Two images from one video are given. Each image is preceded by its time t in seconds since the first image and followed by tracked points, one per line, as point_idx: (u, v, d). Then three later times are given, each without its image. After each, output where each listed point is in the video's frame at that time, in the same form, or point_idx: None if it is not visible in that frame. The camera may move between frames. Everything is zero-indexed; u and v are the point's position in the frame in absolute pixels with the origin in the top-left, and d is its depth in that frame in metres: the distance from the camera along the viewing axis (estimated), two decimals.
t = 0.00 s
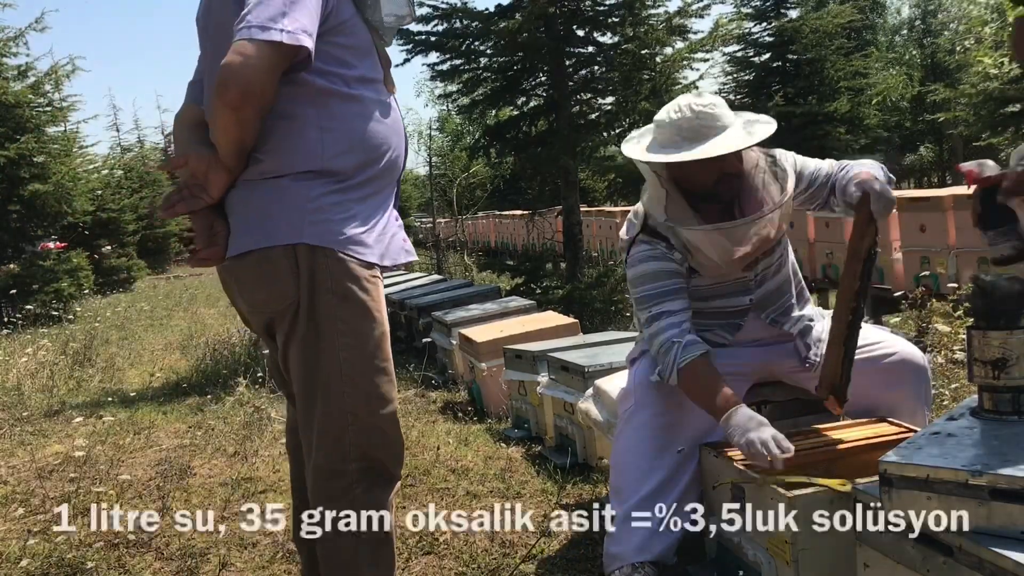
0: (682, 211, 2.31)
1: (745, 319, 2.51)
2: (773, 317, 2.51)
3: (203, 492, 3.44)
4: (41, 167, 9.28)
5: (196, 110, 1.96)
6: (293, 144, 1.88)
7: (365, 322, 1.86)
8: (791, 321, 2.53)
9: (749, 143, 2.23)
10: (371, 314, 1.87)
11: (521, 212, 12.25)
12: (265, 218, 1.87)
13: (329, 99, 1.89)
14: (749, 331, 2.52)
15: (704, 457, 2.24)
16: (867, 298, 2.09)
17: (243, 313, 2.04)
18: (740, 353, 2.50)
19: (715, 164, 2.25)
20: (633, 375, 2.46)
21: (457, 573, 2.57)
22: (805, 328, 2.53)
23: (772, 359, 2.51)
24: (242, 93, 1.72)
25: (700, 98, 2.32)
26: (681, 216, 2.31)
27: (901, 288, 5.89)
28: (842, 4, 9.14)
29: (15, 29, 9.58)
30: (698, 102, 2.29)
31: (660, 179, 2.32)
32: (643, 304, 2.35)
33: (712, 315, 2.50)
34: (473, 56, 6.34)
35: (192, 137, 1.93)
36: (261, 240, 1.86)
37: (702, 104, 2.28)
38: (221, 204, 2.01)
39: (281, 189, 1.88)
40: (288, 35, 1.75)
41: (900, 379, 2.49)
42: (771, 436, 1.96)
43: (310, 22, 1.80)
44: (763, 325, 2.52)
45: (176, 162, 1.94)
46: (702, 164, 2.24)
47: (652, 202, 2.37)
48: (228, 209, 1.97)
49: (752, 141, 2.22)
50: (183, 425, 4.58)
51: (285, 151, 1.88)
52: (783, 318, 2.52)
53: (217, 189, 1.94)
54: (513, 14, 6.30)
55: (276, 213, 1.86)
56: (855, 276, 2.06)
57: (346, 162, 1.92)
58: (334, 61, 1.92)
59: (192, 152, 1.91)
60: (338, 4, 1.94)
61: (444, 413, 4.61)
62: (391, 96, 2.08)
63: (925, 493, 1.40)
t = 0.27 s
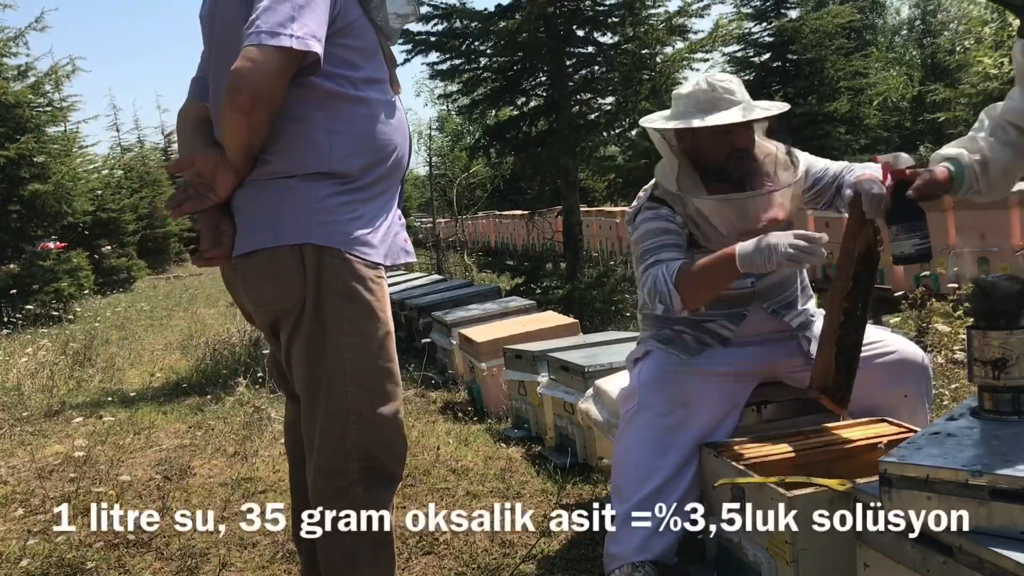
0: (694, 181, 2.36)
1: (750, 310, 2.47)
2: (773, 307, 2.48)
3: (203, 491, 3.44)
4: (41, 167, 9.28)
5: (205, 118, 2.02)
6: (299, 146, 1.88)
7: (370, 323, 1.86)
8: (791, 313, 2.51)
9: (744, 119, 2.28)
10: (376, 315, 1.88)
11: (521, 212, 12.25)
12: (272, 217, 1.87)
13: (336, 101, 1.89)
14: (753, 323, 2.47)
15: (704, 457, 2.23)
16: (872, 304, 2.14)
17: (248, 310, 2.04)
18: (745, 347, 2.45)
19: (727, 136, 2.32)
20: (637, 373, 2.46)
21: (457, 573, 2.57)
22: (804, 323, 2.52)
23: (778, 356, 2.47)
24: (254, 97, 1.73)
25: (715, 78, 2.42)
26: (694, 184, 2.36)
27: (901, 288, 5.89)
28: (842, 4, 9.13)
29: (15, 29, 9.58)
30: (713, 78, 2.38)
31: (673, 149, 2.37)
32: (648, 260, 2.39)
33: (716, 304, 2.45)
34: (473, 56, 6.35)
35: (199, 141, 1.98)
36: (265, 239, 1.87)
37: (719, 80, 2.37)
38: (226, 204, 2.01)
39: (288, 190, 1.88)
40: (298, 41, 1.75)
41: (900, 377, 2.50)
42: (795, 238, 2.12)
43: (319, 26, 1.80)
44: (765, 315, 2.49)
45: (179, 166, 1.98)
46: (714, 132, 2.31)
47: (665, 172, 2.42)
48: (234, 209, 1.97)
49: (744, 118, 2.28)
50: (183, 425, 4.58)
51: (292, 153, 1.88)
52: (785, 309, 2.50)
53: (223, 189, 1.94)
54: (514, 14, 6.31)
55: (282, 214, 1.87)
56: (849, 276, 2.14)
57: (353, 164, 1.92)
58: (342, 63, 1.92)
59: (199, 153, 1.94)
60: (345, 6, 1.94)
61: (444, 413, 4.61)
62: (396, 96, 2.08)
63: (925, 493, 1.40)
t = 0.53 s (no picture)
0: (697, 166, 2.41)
1: (751, 302, 2.51)
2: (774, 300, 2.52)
3: (203, 492, 3.44)
4: (41, 167, 9.28)
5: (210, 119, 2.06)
6: (299, 149, 1.88)
7: (369, 324, 1.87)
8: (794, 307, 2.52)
9: (743, 103, 2.31)
10: (375, 316, 1.88)
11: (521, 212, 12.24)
12: (272, 219, 1.88)
13: (337, 106, 1.89)
14: (754, 315, 2.50)
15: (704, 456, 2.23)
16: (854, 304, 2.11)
17: (244, 309, 2.04)
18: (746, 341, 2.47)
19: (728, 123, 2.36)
20: (636, 371, 2.45)
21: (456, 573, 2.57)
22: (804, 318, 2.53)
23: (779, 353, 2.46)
24: (256, 104, 1.73)
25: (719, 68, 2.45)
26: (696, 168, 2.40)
27: (901, 288, 5.89)
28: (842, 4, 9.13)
29: (15, 29, 9.57)
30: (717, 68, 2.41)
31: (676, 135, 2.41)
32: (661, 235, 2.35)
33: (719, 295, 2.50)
34: (473, 56, 6.34)
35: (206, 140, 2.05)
36: (264, 240, 1.87)
37: (722, 69, 2.39)
38: (226, 203, 2.02)
39: (287, 192, 1.88)
40: (302, 50, 1.74)
41: (900, 376, 2.50)
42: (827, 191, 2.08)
43: (322, 34, 1.80)
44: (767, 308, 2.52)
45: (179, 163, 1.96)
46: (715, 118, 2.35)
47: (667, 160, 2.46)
48: (233, 208, 1.97)
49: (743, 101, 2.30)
50: (183, 425, 4.58)
51: (291, 156, 1.88)
52: (787, 303, 2.53)
53: (221, 188, 1.94)
54: (513, 14, 6.30)
55: (282, 216, 1.87)
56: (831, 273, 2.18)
57: (353, 168, 1.93)
58: (343, 68, 1.92)
59: (200, 153, 1.95)
60: (347, 10, 1.93)
61: (444, 413, 4.61)
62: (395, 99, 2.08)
63: (925, 493, 1.40)
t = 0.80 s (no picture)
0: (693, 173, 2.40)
1: (751, 303, 2.51)
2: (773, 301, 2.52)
3: (203, 492, 3.44)
4: (41, 167, 9.28)
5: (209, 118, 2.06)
6: (298, 152, 1.88)
7: (367, 324, 1.87)
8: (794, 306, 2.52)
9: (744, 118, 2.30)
10: (373, 317, 1.88)
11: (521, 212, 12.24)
12: (271, 220, 1.88)
13: (336, 110, 1.89)
14: (754, 315, 2.50)
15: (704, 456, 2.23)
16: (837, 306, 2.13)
17: (242, 309, 2.03)
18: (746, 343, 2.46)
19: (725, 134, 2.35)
20: (635, 372, 2.45)
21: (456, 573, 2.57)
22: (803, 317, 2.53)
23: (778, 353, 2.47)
24: (255, 110, 1.73)
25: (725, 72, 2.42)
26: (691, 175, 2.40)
27: (901, 288, 5.89)
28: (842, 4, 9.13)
29: (15, 30, 9.57)
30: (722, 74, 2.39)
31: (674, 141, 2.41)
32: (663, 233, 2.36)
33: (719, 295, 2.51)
34: (473, 56, 6.34)
35: (206, 141, 2.05)
36: (263, 241, 1.87)
37: (727, 76, 2.38)
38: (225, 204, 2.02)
39: (286, 194, 1.88)
40: (300, 57, 1.74)
41: (900, 377, 2.50)
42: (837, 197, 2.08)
43: (320, 40, 1.80)
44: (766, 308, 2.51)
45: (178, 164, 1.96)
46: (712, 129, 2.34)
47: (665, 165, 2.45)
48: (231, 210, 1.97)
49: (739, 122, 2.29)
50: (183, 425, 4.58)
51: (290, 158, 1.88)
52: (787, 302, 2.54)
53: (220, 191, 1.93)
54: (514, 14, 6.30)
55: (281, 217, 1.87)
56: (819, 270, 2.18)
57: (352, 171, 1.93)
58: (343, 73, 1.92)
59: (200, 155, 1.95)
60: (347, 14, 1.93)
61: (444, 413, 4.61)
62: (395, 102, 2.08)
63: (925, 493, 1.40)
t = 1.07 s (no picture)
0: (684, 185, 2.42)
1: (748, 305, 2.51)
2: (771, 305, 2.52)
3: (202, 492, 3.44)
4: (41, 167, 9.28)
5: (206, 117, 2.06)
6: (296, 153, 1.88)
7: (367, 325, 1.87)
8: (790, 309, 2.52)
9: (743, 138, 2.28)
10: (372, 317, 1.88)
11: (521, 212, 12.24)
12: (270, 221, 1.88)
13: (334, 110, 1.89)
14: (753, 318, 2.50)
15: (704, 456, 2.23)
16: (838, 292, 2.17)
17: (242, 309, 2.03)
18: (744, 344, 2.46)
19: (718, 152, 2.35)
20: (635, 372, 2.46)
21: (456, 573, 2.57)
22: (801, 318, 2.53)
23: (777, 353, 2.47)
24: (251, 113, 1.73)
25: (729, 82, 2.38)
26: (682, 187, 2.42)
27: (901, 288, 5.89)
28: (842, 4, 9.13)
29: (15, 30, 9.57)
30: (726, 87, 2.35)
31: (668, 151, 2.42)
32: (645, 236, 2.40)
33: (714, 298, 2.51)
34: (473, 56, 6.34)
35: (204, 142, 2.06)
36: (262, 242, 1.87)
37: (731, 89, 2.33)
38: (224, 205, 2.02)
39: (285, 195, 1.89)
40: (296, 58, 1.74)
41: (899, 377, 2.50)
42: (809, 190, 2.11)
43: (315, 40, 1.79)
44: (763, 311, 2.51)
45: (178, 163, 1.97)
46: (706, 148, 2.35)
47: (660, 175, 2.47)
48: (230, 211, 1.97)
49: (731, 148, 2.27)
50: (183, 425, 4.58)
51: (289, 159, 1.88)
52: (784, 304, 2.53)
53: (219, 192, 1.93)
54: (514, 14, 6.30)
55: (279, 218, 1.87)
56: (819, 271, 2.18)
57: (351, 170, 1.93)
58: (341, 73, 1.92)
59: (199, 156, 1.95)
60: (342, 13, 1.92)
61: (444, 413, 4.61)
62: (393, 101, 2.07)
63: (925, 493, 1.40)
